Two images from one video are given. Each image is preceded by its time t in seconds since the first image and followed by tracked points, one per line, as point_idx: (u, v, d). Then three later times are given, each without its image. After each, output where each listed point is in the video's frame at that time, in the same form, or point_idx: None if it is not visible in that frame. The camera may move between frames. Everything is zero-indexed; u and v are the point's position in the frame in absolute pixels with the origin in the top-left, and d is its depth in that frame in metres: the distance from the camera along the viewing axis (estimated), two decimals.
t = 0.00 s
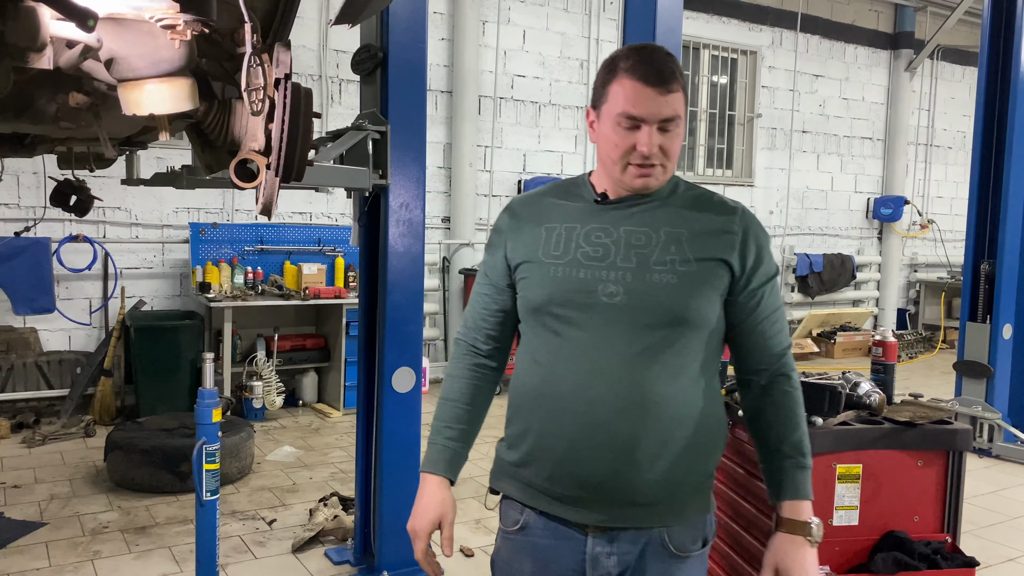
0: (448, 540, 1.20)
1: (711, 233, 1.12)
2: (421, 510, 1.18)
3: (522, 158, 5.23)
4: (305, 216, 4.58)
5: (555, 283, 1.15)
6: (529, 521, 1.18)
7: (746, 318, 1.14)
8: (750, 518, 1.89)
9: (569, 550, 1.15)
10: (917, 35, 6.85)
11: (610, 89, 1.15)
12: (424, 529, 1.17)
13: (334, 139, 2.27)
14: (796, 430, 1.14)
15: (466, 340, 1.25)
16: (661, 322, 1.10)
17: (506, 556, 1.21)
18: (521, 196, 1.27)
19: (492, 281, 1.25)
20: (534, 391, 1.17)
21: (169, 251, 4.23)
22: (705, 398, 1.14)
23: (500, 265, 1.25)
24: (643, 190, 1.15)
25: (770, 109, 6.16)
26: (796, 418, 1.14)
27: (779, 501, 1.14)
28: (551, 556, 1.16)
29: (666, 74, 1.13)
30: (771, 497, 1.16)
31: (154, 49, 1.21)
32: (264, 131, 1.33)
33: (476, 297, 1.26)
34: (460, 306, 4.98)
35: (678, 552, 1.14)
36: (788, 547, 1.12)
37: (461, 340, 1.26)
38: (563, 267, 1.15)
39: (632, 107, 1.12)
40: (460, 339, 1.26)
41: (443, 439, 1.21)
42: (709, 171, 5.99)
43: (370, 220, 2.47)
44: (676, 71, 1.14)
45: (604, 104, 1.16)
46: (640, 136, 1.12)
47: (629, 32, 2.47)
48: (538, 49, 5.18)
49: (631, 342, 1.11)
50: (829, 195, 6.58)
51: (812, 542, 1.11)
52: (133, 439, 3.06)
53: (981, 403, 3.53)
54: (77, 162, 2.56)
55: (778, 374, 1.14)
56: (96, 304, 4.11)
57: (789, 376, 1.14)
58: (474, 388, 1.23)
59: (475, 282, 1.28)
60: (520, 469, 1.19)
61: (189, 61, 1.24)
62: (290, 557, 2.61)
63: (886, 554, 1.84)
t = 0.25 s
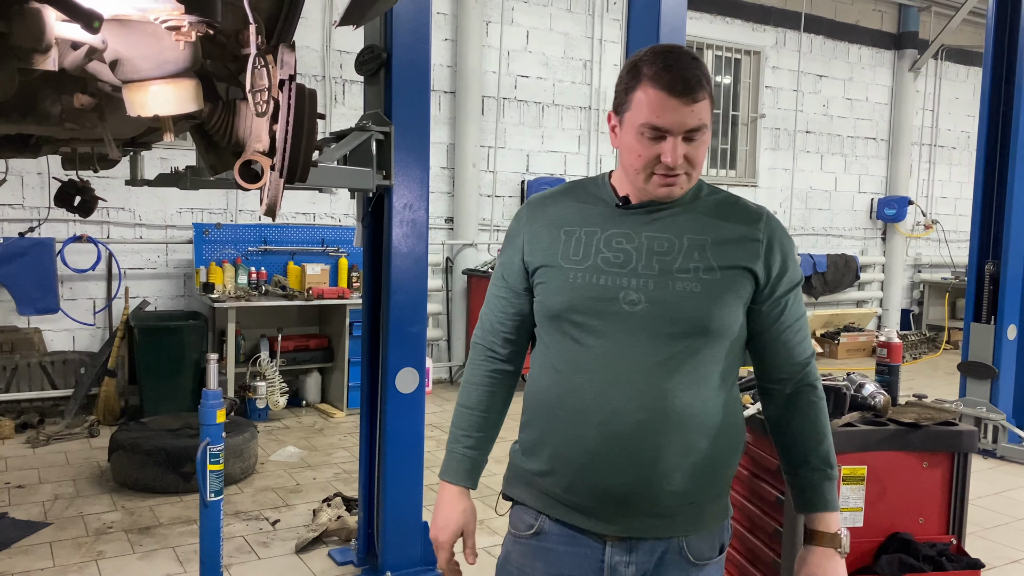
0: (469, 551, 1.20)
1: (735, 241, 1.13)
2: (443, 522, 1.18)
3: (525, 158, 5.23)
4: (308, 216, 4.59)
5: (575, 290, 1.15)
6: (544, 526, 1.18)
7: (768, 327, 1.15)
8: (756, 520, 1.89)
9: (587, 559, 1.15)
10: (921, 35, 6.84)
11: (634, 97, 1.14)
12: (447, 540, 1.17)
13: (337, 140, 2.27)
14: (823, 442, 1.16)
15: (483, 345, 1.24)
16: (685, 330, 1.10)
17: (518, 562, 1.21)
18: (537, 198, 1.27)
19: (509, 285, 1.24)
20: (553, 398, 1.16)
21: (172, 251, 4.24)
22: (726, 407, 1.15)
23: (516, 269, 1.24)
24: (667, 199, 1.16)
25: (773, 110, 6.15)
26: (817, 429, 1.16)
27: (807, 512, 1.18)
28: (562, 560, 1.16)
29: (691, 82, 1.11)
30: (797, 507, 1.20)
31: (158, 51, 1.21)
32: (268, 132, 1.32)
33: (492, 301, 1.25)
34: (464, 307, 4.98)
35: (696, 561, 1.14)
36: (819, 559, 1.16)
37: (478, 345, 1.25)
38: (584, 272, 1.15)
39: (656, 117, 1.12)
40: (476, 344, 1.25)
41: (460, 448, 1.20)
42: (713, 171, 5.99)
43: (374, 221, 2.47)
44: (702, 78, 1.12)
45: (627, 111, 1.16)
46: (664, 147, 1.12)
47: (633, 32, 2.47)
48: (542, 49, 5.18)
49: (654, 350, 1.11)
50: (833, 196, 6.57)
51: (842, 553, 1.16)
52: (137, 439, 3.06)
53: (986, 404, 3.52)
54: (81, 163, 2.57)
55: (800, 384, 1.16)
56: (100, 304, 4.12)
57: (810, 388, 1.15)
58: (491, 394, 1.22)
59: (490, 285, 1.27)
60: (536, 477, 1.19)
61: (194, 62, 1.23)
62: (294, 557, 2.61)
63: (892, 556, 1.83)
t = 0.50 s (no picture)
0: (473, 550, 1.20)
1: (744, 245, 1.13)
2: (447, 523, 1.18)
3: (529, 159, 5.23)
4: (312, 216, 4.59)
5: (582, 291, 1.14)
6: (547, 528, 1.18)
7: (776, 331, 1.15)
8: (759, 520, 1.90)
9: (590, 562, 1.15)
10: (926, 35, 6.82)
11: (644, 94, 1.14)
12: (450, 539, 1.17)
13: (341, 140, 2.27)
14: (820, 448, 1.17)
15: (485, 342, 1.24)
16: (692, 335, 1.10)
17: (521, 563, 1.20)
18: (544, 195, 1.26)
19: (514, 283, 1.24)
20: (557, 400, 1.16)
21: (176, 251, 4.25)
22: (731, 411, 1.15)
23: (522, 267, 1.24)
24: (675, 199, 1.15)
25: (777, 110, 6.15)
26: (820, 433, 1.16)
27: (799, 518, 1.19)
28: (565, 562, 1.16)
29: (704, 81, 1.11)
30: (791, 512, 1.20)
31: (162, 52, 1.21)
32: (272, 132, 1.32)
33: (497, 299, 1.24)
34: (467, 307, 4.98)
35: (700, 563, 1.15)
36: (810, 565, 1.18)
37: (480, 342, 1.25)
38: (591, 274, 1.15)
39: (667, 116, 1.11)
40: (479, 341, 1.25)
41: (462, 445, 1.20)
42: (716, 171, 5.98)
43: (378, 222, 2.47)
44: (714, 77, 1.12)
45: (638, 108, 1.15)
46: (675, 146, 1.12)
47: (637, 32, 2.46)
48: (545, 49, 5.18)
49: (661, 355, 1.10)
50: (837, 196, 6.56)
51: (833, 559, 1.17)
52: (141, 439, 3.07)
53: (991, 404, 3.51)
54: (85, 163, 2.57)
55: (805, 390, 1.16)
56: (104, 304, 4.12)
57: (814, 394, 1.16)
58: (492, 392, 1.22)
59: (494, 282, 1.27)
60: (540, 480, 1.18)
61: (198, 63, 1.23)
62: (298, 558, 2.61)
63: (896, 557, 1.82)
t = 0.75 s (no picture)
0: (469, 550, 1.17)
1: (754, 247, 1.13)
2: (441, 519, 1.15)
3: (532, 159, 5.23)
4: (316, 217, 4.60)
5: (590, 292, 1.14)
6: (550, 528, 1.18)
7: (782, 333, 1.16)
8: (763, 521, 1.90)
9: (595, 564, 1.15)
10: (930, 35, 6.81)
11: (656, 95, 1.13)
12: (447, 535, 1.14)
13: (345, 141, 2.27)
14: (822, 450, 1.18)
15: (490, 341, 1.24)
16: (701, 337, 1.10)
17: (525, 563, 1.21)
18: (552, 194, 1.26)
19: (521, 282, 1.24)
20: (563, 401, 1.16)
21: (180, 251, 4.25)
22: (738, 413, 1.15)
23: (529, 265, 1.23)
24: (683, 202, 1.16)
25: (781, 110, 6.14)
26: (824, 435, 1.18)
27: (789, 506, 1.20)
28: (571, 565, 1.16)
29: (717, 83, 1.10)
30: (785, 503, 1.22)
31: (167, 53, 1.21)
32: (277, 134, 1.32)
33: (503, 298, 1.24)
34: (471, 307, 4.98)
35: (704, 565, 1.15)
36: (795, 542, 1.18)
37: (485, 340, 1.24)
38: (600, 275, 1.14)
39: (678, 119, 1.11)
40: (484, 339, 1.25)
41: (463, 440, 1.19)
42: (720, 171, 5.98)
43: (382, 222, 2.47)
44: (726, 80, 1.11)
45: (648, 109, 1.15)
46: (685, 149, 1.11)
47: (641, 31, 2.46)
48: (549, 50, 5.18)
49: (670, 356, 1.10)
50: (841, 196, 6.55)
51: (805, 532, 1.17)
52: (146, 439, 3.07)
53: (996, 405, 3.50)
54: (90, 164, 2.58)
55: (811, 392, 1.18)
56: (108, 304, 4.13)
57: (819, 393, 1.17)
58: (496, 391, 1.22)
59: (500, 281, 1.26)
60: (543, 479, 1.19)
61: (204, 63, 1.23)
62: (302, 558, 2.62)
63: (901, 559, 1.81)
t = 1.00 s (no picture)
0: (475, 550, 1.18)
1: (765, 246, 1.13)
2: (446, 520, 1.15)
3: (536, 159, 5.23)
4: (320, 217, 4.61)
5: (600, 291, 1.14)
6: (559, 530, 1.18)
7: (792, 334, 1.15)
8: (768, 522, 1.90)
9: (604, 565, 1.15)
10: (935, 35, 6.79)
11: (668, 94, 1.14)
12: (452, 538, 1.14)
13: (350, 142, 2.27)
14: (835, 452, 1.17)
15: (500, 342, 1.24)
16: (711, 336, 1.10)
17: (533, 564, 1.21)
18: (562, 195, 1.26)
19: (530, 282, 1.24)
20: (573, 401, 1.16)
21: (185, 252, 4.26)
22: (750, 414, 1.14)
23: (538, 266, 1.24)
24: (693, 201, 1.16)
25: (785, 110, 6.13)
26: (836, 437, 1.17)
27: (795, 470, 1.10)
28: (578, 566, 1.16)
29: (729, 83, 1.11)
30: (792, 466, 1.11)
31: (174, 53, 1.21)
32: (283, 134, 1.32)
33: (513, 298, 1.24)
34: (474, 307, 4.98)
35: (714, 565, 1.15)
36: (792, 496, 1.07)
37: (494, 340, 1.24)
38: (610, 274, 1.15)
39: (689, 117, 1.12)
40: (493, 341, 1.24)
41: (471, 442, 1.19)
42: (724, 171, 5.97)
43: (386, 222, 2.47)
44: (738, 79, 1.12)
45: (660, 108, 1.15)
46: (696, 147, 1.12)
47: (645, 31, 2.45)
48: (553, 50, 5.18)
49: (680, 355, 1.10)
50: (845, 197, 6.54)
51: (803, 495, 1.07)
52: (150, 439, 3.08)
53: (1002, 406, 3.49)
54: (95, 164, 2.59)
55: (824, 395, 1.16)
56: (113, 304, 4.14)
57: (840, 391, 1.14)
58: (505, 391, 1.21)
59: (510, 281, 1.27)
60: (553, 480, 1.19)
61: (210, 63, 1.24)
62: (306, 558, 2.62)
63: (906, 560, 1.81)
